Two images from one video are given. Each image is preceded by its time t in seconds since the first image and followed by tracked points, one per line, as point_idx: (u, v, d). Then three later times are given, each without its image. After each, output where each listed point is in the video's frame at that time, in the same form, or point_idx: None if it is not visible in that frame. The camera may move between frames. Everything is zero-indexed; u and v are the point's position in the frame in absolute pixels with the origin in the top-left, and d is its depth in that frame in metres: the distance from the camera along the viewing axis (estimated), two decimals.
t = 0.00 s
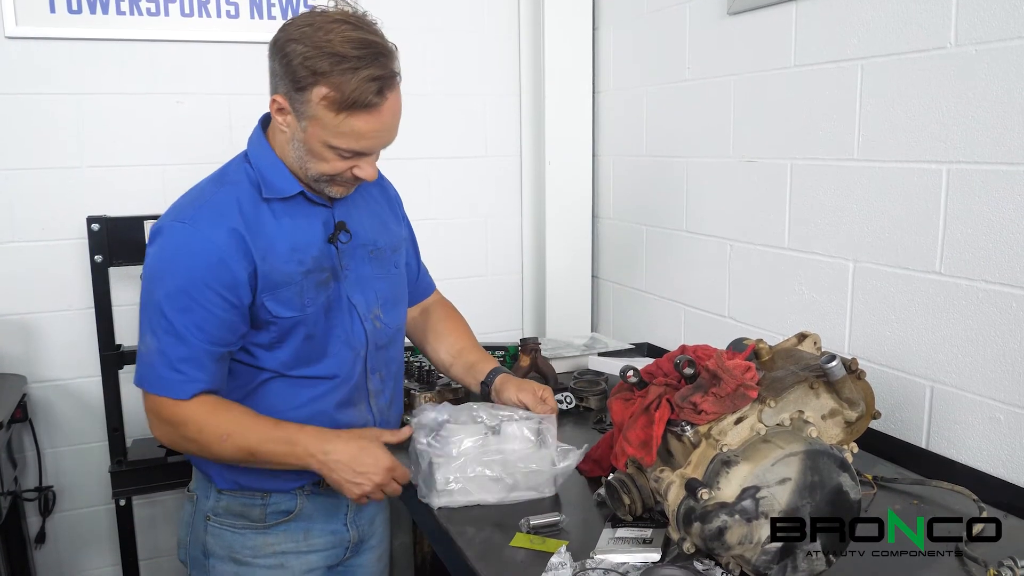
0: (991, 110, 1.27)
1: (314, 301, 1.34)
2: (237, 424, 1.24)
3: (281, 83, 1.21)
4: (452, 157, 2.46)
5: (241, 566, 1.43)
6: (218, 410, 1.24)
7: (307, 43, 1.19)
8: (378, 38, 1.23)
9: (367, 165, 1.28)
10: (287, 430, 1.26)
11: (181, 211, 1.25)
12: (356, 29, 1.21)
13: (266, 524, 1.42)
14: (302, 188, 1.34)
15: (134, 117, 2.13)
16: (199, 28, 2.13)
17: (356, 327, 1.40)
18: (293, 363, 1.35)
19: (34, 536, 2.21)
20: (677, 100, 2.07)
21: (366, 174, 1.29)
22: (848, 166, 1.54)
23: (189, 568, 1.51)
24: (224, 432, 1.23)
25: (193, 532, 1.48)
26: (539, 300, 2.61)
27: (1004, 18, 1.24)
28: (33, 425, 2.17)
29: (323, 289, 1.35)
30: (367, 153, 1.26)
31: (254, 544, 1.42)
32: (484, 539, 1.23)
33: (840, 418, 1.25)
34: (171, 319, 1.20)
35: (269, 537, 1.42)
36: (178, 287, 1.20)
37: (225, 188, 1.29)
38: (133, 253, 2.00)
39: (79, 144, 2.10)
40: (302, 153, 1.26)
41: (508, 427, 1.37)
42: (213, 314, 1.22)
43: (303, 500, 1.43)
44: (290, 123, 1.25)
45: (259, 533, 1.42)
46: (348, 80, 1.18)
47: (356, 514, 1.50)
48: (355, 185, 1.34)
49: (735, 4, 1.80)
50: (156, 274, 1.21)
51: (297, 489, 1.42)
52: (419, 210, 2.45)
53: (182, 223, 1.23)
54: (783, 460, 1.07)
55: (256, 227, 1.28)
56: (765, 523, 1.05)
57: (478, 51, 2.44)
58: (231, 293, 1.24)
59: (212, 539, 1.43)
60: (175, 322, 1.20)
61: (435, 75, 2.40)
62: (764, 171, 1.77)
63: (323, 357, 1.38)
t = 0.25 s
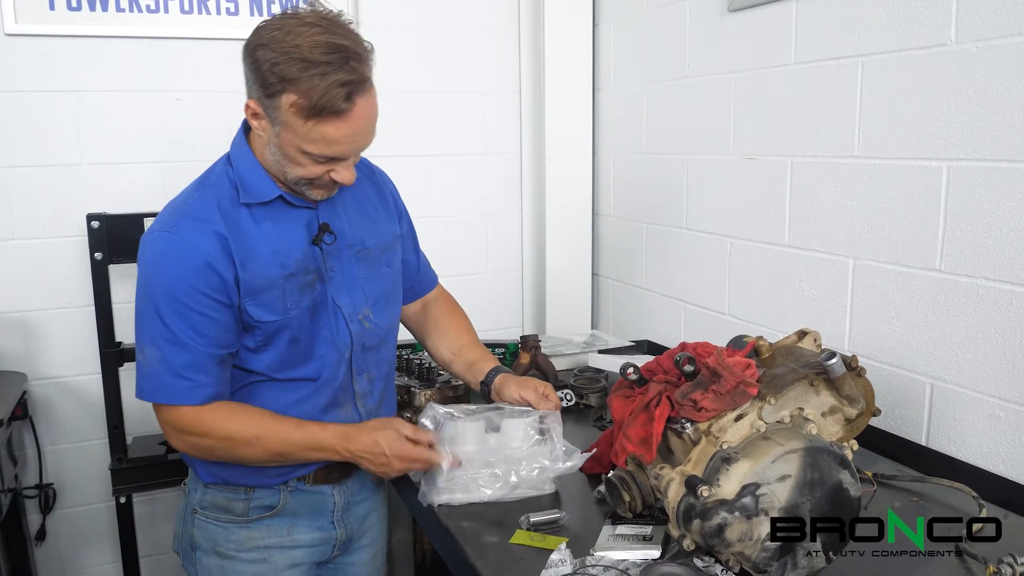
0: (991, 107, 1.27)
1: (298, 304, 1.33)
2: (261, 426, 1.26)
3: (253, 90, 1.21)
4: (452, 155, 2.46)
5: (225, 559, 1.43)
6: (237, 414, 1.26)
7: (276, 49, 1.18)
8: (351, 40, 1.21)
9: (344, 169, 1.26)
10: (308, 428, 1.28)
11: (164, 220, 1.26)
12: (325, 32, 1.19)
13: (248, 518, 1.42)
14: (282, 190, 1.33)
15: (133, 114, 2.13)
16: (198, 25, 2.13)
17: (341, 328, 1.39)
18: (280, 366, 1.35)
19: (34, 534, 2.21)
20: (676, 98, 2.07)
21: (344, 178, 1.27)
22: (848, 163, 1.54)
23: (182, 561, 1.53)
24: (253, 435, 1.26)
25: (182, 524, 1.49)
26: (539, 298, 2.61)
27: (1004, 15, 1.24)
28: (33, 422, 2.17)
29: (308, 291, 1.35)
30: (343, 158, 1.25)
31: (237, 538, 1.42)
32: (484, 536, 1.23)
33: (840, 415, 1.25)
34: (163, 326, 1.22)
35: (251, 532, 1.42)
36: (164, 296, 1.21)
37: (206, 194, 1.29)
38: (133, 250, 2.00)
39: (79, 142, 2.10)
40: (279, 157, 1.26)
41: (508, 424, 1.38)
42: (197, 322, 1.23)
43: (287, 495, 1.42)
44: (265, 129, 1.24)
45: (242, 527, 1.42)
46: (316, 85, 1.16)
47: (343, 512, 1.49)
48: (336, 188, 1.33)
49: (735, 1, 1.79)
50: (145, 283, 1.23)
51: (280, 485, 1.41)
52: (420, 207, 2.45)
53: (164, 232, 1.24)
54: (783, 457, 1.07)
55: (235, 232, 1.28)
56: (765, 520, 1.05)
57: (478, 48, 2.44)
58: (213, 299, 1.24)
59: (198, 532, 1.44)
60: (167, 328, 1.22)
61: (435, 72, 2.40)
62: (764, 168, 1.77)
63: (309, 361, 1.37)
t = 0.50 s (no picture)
0: (991, 105, 1.27)
1: (292, 305, 1.33)
2: (262, 438, 1.25)
3: (236, 92, 1.21)
4: (452, 153, 2.46)
5: (226, 555, 1.43)
6: (238, 422, 1.26)
7: (255, 50, 1.18)
8: (330, 39, 1.20)
9: (331, 168, 1.27)
10: (312, 446, 1.25)
11: (157, 222, 1.26)
12: (304, 32, 1.18)
13: (249, 515, 1.41)
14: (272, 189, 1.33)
15: (134, 111, 2.13)
16: (198, 23, 2.13)
17: (336, 327, 1.39)
18: (275, 367, 1.35)
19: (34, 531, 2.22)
20: (676, 96, 2.07)
21: (331, 177, 1.28)
22: (848, 161, 1.54)
23: (182, 558, 1.53)
24: (252, 447, 1.24)
25: (183, 522, 1.49)
26: (539, 296, 2.61)
27: (1004, 12, 1.23)
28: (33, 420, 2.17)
29: (301, 290, 1.34)
30: (330, 157, 1.25)
31: (238, 534, 1.42)
32: (484, 535, 1.23)
33: (840, 413, 1.25)
34: (159, 329, 1.22)
35: (253, 527, 1.42)
36: (159, 299, 1.21)
37: (197, 196, 1.29)
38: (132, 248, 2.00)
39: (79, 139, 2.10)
40: (264, 159, 1.26)
41: (508, 422, 1.39)
42: (192, 324, 1.23)
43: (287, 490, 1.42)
44: (250, 130, 1.25)
45: (243, 523, 1.42)
46: (296, 87, 1.16)
47: (342, 508, 1.50)
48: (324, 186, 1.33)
49: None
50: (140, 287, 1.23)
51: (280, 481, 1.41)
52: (420, 205, 2.45)
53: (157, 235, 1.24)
54: (783, 455, 1.07)
55: (227, 233, 1.28)
56: (765, 518, 1.05)
57: (478, 46, 2.43)
58: (206, 301, 1.24)
59: (199, 529, 1.44)
60: (162, 331, 1.22)
61: (435, 70, 2.39)
62: (763, 166, 1.77)
63: (303, 360, 1.37)
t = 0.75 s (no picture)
0: (992, 103, 1.27)
1: (288, 303, 1.33)
2: (261, 430, 1.26)
3: (235, 90, 1.21)
4: (452, 151, 2.46)
5: (218, 553, 1.43)
6: (236, 415, 1.26)
7: (254, 48, 1.18)
8: (330, 37, 1.21)
9: (330, 165, 1.27)
10: (312, 437, 1.28)
11: (156, 218, 1.26)
12: (303, 29, 1.19)
13: (241, 512, 1.42)
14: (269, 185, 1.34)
15: (134, 109, 2.12)
16: (198, 21, 2.13)
17: (331, 326, 1.39)
18: (270, 364, 1.35)
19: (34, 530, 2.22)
20: (676, 94, 2.07)
21: (330, 174, 1.28)
22: (848, 159, 1.54)
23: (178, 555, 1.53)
24: (252, 439, 1.25)
25: (178, 519, 1.49)
26: (539, 294, 2.61)
27: (1005, 10, 1.23)
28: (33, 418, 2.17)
29: (296, 288, 1.34)
30: (329, 154, 1.25)
31: (230, 532, 1.42)
32: (484, 533, 1.23)
33: (840, 411, 1.25)
34: (155, 323, 1.22)
35: (245, 525, 1.42)
36: (156, 293, 1.21)
37: (195, 193, 1.29)
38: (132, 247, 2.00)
39: (79, 138, 2.10)
40: (264, 156, 1.26)
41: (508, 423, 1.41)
42: (188, 319, 1.23)
43: (280, 488, 1.42)
44: (249, 128, 1.25)
45: (235, 520, 1.42)
46: (296, 84, 1.16)
47: (338, 507, 1.51)
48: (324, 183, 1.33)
49: None
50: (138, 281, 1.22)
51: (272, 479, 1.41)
52: (420, 203, 2.45)
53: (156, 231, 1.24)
54: (783, 453, 1.07)
55: (224, 231, 1.28)
56: (765, 516, 1.05)
57: (478, 44, 2.43)
58: (203, 296, 1.24)
59: (192, 526, 1.45)
60: (159, 325, 1.22)
61: (435, 69, 2.39)
62: (764, 164, 1.77)
63: (298, 359, 1.37)
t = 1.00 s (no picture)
0: (992, 102, 1.27)
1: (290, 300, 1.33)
2: (256, 437, 1.25)
3: (240, 87, 1.21)
4: (452, 151, 2.46)
5: (223, 553, 1.43)
6: (233, 420, 1.25)
7: (261, 46, 1.18)
8: (335, 36, 1.21)
9: (333, 164, 1.27)
10: (307, 449, 1.26)
11: (159, 215, 1.25)
12: (310, 29, 1.19)
13: (245, 512, 1.41)
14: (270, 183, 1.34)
15: (134, 108, 2.12)
16: (198, 20, 2.13)
17: (331, 324, 1.40)
18: (273, 362, 1.34)
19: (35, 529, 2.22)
20: (676, 93, 2.07)
21: (332, 173, 1.28)
22: (848, 158, 1.54)
23: (179, 558, 1.52)
24: (246, 446, 1.24)
25: (178, 521, 1.48)
26: (539, 293, 2.61)
27: (1005, 9, 1.23)
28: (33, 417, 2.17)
29: (298, 286, 1.35)
30: (332, 154, 1.26)
31: (234, 531, 1.42)
32: (484, 532, 1.23)
33: (840, 410, 1.25)
34: (157, 321, 1.21)
35: (249, 524, 1.42)
36: (161, 291, 1.20)
37: (198, 190, 1.28)
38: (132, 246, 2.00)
39: (79, 137, 2.10)
40: (266, 154, 1.26)
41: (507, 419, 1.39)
42: (193, 316, 1.22)
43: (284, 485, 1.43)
44: (253, 125, 1.25)
45: (239, 520, 1.42)
46: (302, 83, 1.16)
47: (338, 504, 1.51)
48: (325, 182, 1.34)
49: None
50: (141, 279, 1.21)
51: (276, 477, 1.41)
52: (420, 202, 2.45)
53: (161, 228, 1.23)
54: (783, 452, 1.07)
55: (228, 228, 1.27)
56: (765, 515, 1.05)
57: (478, 43, 2.43)
58: (207, 293, 1.23)
59: (195, 527, 1.44)
60: (160, 323, 1.21)
61: (435, 68, 2.39)
62: (764, 163, 1.77)
63: (298, 357, 1.37)
